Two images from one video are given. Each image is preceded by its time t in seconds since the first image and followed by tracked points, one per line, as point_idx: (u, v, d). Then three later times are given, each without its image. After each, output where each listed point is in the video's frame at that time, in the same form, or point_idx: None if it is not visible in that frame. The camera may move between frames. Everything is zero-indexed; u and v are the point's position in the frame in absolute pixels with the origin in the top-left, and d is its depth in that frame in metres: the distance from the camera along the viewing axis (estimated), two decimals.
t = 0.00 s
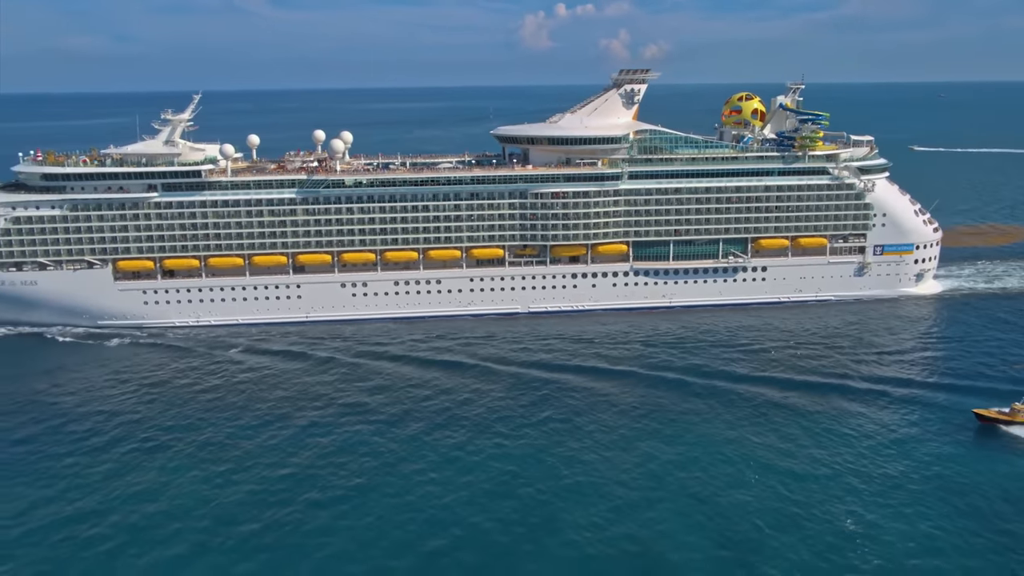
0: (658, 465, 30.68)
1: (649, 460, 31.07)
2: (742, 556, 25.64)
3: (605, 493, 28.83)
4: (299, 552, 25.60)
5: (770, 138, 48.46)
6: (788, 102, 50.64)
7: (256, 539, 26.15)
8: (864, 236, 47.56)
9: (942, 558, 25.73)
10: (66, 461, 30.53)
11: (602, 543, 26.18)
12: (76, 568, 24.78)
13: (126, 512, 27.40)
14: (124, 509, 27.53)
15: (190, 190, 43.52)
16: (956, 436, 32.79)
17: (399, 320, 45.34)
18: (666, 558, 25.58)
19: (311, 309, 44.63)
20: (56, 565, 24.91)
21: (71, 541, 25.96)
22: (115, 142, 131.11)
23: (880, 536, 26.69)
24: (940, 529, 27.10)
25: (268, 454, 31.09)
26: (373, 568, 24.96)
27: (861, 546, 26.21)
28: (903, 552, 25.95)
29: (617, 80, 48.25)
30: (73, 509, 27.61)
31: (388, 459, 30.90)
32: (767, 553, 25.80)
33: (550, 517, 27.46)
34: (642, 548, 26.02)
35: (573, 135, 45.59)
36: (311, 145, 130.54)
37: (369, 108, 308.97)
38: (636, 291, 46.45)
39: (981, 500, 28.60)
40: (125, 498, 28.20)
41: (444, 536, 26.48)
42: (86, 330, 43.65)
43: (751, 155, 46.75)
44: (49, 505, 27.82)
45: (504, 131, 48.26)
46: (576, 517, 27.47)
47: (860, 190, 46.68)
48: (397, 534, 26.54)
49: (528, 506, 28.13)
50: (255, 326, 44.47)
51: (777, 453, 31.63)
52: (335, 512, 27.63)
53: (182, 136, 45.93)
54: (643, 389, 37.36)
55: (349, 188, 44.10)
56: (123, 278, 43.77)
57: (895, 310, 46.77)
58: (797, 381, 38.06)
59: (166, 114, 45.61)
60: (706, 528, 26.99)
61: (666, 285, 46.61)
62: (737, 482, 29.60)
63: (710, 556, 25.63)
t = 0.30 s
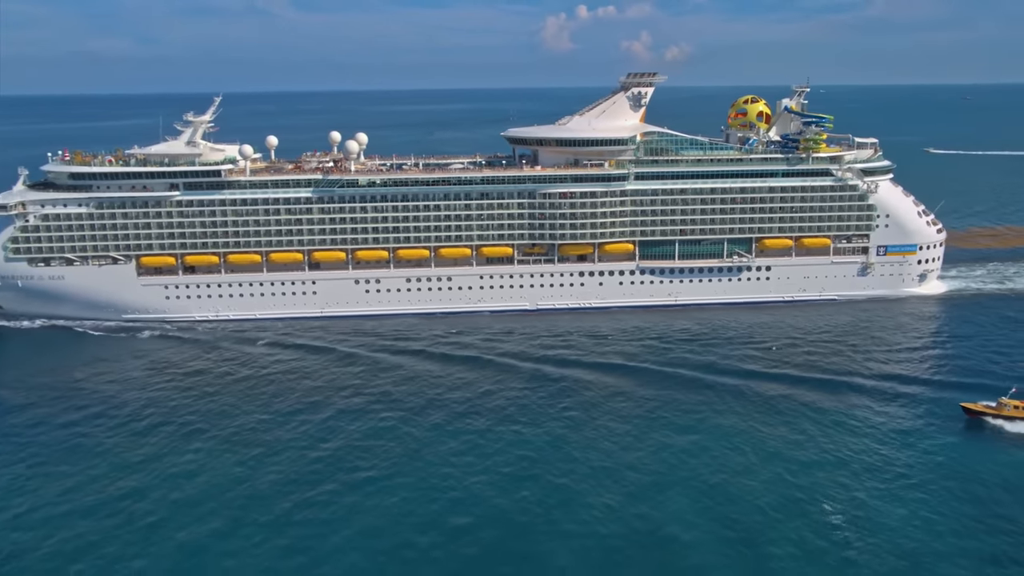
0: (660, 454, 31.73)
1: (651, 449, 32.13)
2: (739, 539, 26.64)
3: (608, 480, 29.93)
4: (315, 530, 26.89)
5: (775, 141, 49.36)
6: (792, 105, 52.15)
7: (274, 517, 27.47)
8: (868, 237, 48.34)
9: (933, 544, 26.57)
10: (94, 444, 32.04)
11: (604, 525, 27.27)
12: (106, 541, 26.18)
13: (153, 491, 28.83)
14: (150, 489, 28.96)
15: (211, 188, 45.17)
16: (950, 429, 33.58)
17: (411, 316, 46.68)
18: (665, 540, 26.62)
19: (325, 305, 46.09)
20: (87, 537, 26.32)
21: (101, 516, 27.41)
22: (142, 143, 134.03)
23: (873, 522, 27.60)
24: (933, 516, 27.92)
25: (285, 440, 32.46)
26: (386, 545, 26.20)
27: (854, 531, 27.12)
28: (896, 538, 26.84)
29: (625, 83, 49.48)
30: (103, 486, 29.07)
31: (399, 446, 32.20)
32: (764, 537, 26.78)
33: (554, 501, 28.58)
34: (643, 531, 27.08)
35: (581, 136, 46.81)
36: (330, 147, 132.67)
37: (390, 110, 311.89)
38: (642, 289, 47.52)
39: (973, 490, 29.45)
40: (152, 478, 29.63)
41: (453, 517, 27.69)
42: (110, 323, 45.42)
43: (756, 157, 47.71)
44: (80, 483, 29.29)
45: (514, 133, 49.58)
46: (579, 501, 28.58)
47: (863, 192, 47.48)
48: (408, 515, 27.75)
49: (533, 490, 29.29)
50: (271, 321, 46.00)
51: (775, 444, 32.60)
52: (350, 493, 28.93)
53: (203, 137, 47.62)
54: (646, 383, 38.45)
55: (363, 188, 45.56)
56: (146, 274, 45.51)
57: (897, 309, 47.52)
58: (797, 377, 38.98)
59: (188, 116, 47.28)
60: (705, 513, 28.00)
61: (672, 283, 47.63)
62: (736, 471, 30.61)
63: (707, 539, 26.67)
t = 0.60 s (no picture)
0: (665, 443, 32.88)
1: (657, 439, 33.30)
2: (745, 523, 27.74)
3: (615, 467, 31.12)
4: (340, 510, 28.26)
5: (780, 143, 50.63)
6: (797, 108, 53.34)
7: (300, 498, 28.85)
8: (871, 238, 49.18)
9: (935, 529, 27.55)
10: (126, 429, 33.55)
11: (614, 509, 28.47)
12: (143, 518, 27.58)
13: (183, 474, 30.27)
14: (180, 471, 30.40)
15: (230, 188, 46.87)
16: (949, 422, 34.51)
17: (422, 312, 48.04)
18: (674, 522, 27.79)
19: (340, 301, 47.56)
20: (125, 515, 27.73)
21: (136, 496, 28.84)
22: (164, 144, 136.68)
23: (875, 508, 28.62)
24: (934, 503, 28.93)
25: (305, 427, 33.88)
26: (408, 524, 27.52)
27: (857, 517, 28.16)
28: (898, 522, 27.86)
29: (632, 86, 50.73)
30: (133, 469, 30.50)
31: (414, 434, 33.55)
32: (768, 521, 27.88)
33: (567, 486, 29.81)
34: (651, 514, 28.23)
35: (589, 139, 48.11)
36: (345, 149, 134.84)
37: (408, 112, 314.14)
38: (648, 288, 48.64)
39: (970, 479, 30.41)
40: (179, 462, 31.05)
41: (469, 500, 28.97)
42: (134, 318, 47.10)
43: (760, 159, 48.73)
44: (115, 465, 30.76)
45: (524, 135, 50.93)
46: (589, 486, 29.80)
47: (866, 194, 48.35)
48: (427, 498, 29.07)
49: (544, 475, 30.54)
50: (287, 316, 47.50)
51: (777, 435, 33.65)
52: (370, 477, 30.28)
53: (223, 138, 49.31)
54: (651, 377, 39.60)
55: (377, 188, 47.08)
56: (167, 271, 47.19)
57: (899, 309, 48.35)
58: (798, 373, 39.95)
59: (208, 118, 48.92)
60: (711, 498, 29.13)
61: (677, 282, 48.70)
62: (739, 459, 31.70)
63: (714, 522, 27.80)
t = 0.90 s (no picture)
0: (660, 435, 33.99)
1: (655, 429, 34.49)
2: (740, 508, 28.90)
3: (615, 456, 32.33)
4: (353, 493, 29.58)
5: (778, 146, 51.53)
6: (795, 112, 54.06)
7: (314, 482, 30.18)
8: (867, 238, 50.19)
9: (924, 514, 28.63)
10: (145, 418, 34.97)
11: (614, 494, 29.68)
12: (164, 500, 28.93)
13: (198, 460, 31.61)
14: (198, 457, 31.77)
15: (242, 188, 48.46)
16: (940, 415, 35.55)
17: (428, 310, 49.40)
18: (672, 506, 28.98)
19: (348, 298, 48.98)
20: (148, 496, 29.08)
21: (156, 480, 30.19)
22: (179, 145, 138.98)
23: (866, 495, 29.73)
24: (923, 490, 30.01)
25: (315, 417, 35.24)
26: (417, 507, 28.80)
27: (848, 502, 29.27)
28: (888, 508, 28.97)
29: (634, 90, 52.11)
30: (149, 455, 31.83)
31: (420, 423, 34.87)
32: (763, 506, 29.03)
33: (568, 473, 31.04)
34: (650, 499, 29.42)
35: (590, 141, 49.45)
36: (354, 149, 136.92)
37: (420, 112, 317.00)
38: (647, 287, 49.82)
39: (958, 468, 31.47)
40: (192, 449, 32.39)
41: (475, 485, 30.25)
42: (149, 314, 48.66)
43: (758, 161, 49.90)
44: (133, 451, 32.12)
45: (528, 137, 52.31)
46: (590, 473, 31.01)
47: (862, 195, 49.40)
48: (435, 482, 30.37)
49: (547, 462, 31.80)
50: (297, 313, 48.95)
51: (771, 427, 34.77)
52: (379, 463, 31.59)
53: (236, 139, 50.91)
54: (650, 372, 40.77)
55: (385, 188, 48.58)
56: (181, 268, 48.74)
57: (894, 308, 49.30)
58: (791, 369, 41.01)
59: (222, 120, 50.54)
60: (707, 485, 30.30)
61: (676, 281, 49.84)
62: (734, 449, 32.86)
63: (709, 506, 28.97)
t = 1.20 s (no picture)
0: (653, 427, 35.19)
1: (652, 421, 35.74)
2: (732, 496, 30.06)
3: (611, 447, 33.53)
4: (364, 479, 30.89)
5: (773, 148, 52.98)
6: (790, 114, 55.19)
7: (326, 469, 31.49)
8: (860, 239, 51.33)
9: (913, 501, 29.79)
10: (161, 410, 36.33)
11: (608, 482, 30.85)
12: (186, 486, 30.23)
13: (209, 449, 32.89)
14: (215, 445, 33.12)
15: (252, 189, 49.97)
16: (926, 409, 36.63)
17: (431, 307, 50.74)
18: (671, 493, 30.19)
19: (353, 296, 50.37)
20: (165, 483, 30.35)
21: (169, 467, 31.48)
22: (188, 145, 140.98)
23: (856, 483, 30.91)
24: (913, 479, 31.17)
25: (324, 409, 36.57)
26: (426, 492, 30.08)
27: (840, 490, 30.45)
28: (878, 496, 30.13)
29: (634, 93, 53.27)
30: (161, 444, 33.13)
31: (425, 415, 36.17)
32: (757, 494, 30.22)
33: (570, 461, 32.32)
34: (649, 487, 30.63)
35: (590, 143, 50.73)
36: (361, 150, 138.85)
37: (428, 113, 319.35)
38: (645, 286, 51.03)
39: (946, 459, 32.62)
40: (203, 438, 33.69)
41: (481, 472, 31.53)
42: (161, 311, 50.13)
43: (753, 163, 51.04)
44: (146, 441, 33.42)
45: (529, 140, 53.63)
46: (590, 462, 32.28)
47: (856, 197, 50.58)
48: (442, 470, 31.67)
49: (549, 452, 33.07)
50: (304, 310, 50.35)
51: (764, 419, 35.97)
52: (386, 452, 32.87)
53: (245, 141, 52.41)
54: (647, 367, 41.99)
55: (390, 189, 50.02)
56: (192, 266, 50.23)
57: (887, 306, 50.37)
58: (783, 365, 42.14)
59: (231, 123, 51.83)
60: (703, 473, 31.51)
61: (674, 280, 51.05)
62: (729, 440, 34.05)
63: (706, 494, 30.19)
